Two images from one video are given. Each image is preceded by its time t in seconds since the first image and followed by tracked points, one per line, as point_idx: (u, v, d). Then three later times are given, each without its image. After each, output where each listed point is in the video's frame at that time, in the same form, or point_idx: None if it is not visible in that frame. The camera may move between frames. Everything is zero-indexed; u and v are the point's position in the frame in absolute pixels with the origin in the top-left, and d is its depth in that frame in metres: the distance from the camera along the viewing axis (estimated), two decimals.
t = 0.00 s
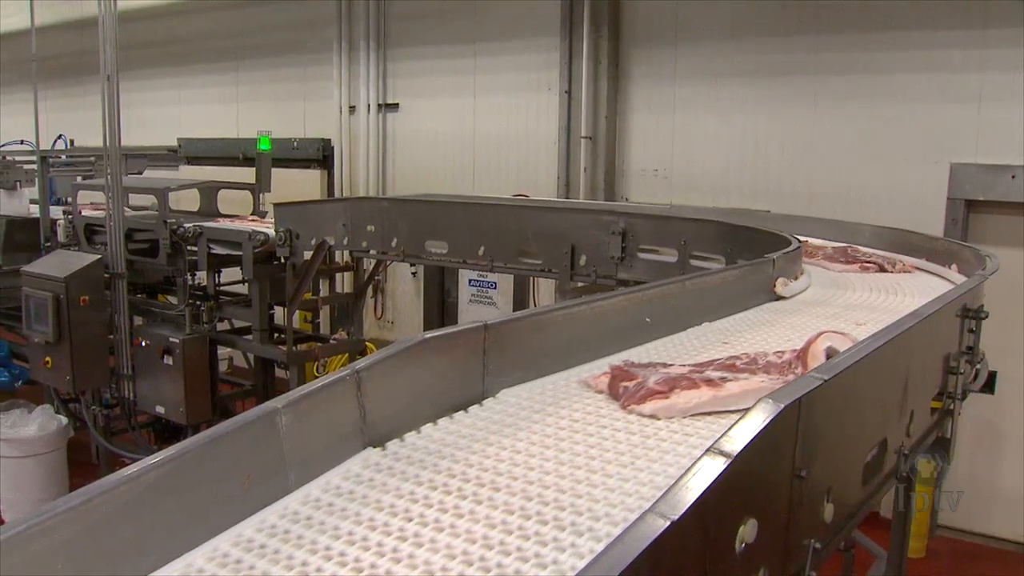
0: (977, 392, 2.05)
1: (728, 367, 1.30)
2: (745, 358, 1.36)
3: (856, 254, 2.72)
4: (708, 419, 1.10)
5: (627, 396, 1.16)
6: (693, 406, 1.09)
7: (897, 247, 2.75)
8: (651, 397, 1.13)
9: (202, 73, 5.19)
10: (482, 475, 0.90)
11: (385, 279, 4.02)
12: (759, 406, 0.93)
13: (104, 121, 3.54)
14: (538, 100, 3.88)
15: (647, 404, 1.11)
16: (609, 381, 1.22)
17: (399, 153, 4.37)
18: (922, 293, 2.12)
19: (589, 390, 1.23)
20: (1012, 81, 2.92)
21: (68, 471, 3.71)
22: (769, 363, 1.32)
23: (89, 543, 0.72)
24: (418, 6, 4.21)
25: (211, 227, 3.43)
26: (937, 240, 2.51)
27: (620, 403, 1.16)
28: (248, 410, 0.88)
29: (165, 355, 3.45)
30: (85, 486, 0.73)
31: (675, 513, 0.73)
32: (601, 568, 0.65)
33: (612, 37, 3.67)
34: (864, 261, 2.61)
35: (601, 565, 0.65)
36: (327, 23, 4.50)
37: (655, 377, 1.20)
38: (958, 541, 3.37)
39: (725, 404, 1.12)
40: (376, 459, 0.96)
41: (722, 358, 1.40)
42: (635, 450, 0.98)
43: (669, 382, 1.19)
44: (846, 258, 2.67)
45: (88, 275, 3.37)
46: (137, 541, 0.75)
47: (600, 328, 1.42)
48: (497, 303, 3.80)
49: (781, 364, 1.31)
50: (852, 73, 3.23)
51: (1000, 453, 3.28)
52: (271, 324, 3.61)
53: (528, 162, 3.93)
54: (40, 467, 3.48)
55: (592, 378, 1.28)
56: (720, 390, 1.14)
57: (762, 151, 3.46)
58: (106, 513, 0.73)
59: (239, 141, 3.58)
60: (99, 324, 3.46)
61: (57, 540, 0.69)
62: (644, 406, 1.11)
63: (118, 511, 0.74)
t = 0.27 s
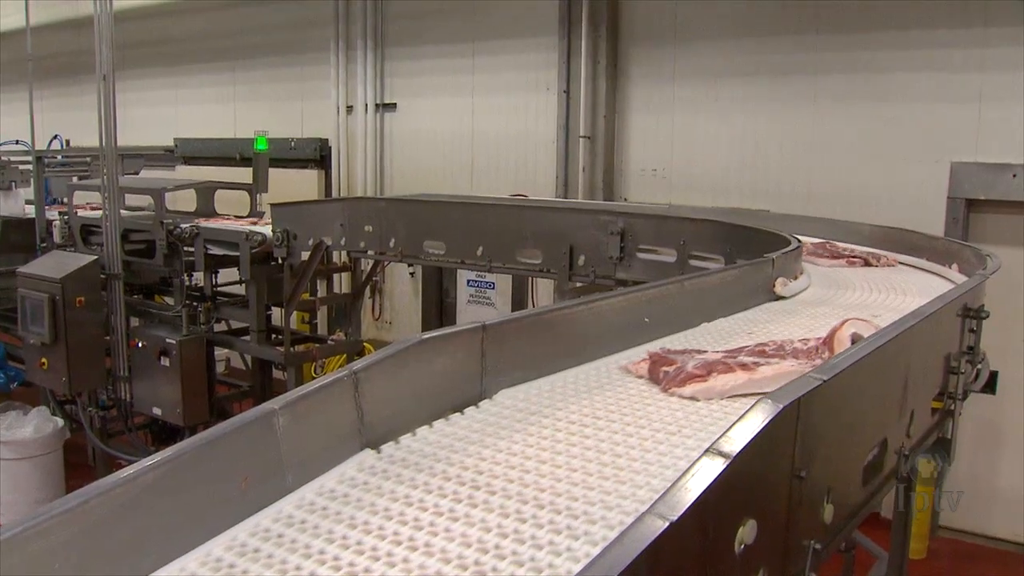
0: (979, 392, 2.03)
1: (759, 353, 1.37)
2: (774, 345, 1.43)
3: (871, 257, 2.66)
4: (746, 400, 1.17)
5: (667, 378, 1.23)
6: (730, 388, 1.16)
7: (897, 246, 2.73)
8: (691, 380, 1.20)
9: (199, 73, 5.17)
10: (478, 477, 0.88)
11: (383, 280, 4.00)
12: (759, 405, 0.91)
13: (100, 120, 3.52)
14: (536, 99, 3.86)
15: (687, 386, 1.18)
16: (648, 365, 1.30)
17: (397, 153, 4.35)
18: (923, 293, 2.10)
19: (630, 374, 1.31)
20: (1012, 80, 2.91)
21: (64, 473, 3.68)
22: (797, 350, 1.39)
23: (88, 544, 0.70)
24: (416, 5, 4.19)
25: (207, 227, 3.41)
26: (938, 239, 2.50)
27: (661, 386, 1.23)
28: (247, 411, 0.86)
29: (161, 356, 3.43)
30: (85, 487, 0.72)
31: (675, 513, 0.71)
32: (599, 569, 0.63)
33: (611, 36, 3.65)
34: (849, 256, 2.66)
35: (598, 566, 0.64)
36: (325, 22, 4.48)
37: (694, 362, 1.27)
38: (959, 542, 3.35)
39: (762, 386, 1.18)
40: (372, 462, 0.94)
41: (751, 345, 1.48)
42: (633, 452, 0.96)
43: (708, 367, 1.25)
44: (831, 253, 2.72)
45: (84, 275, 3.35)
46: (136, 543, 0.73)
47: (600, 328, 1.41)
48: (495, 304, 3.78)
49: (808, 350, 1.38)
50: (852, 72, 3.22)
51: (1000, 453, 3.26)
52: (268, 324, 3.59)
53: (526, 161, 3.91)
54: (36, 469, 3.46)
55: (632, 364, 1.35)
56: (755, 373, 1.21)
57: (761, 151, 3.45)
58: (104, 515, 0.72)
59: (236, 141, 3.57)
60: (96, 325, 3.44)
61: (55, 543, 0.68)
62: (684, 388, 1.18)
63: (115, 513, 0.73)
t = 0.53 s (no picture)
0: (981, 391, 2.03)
1: (788, 338, 1.46)
2: (802, 332, 1.52)
3: (855, 252, 2.74)
4: (779, 381, 1.26)
5: (706, 362, 1.32)
6: (764, 371, 1.25)
7: (900, 246, 2.72)
8: (728, 363, 1.29)
9: (201, 72, 5.17)
10: (478, 477, 0.88)
11: (385, 279, 4.00)
12: (760, 405, 0.91)
13: (102, 119, 3.52)
14: (538, 98, 3.86)
15: (725, 368, 1.27)
16: (687, 350, 1.39)
17: (398, 152, 4.35)
18: (926, 292, 2.10)
19: (669, 359, 1.40)
20: (1015, 79, 2.90)
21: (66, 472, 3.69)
22: (824, 336, 1.47)
23: (90, 543, 0.70)
24: (418, 4, 4.18)
25: (209, 226, 3.41)
26: (940, 238, 2.49)
27: (700, 369, 1.32)
28: (248, 410, 0.86)
29: (163, 354, 3.43)
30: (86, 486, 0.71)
31: (676, 513, 0.71)
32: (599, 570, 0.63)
33: (613, 35, 3.64)
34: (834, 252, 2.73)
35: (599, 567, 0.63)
36: (326, 21, 4.48)
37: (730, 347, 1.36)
38: (961, 542, 3.35)
39: (794, 369, 1.27)
40: (371, 462, 0.94)
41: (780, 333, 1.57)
42: (634, 451, 0.96)
43: (743, 351, 1.34)
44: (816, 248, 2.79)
45: (86, 274, 3.36)
46: (136, 543, 0.73)
47: (601, 327, 1.40)
48: (496, 303, 3.78)
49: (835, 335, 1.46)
50: (854, 71, 3.21)
51: (1002, 453, 3.26)
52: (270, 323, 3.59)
53: (528, 161, 3.91)
54: (38, 468, 3.46)
55: (671, 350, 1.44)
56: (787, 357, 1.29)
57: (763, 150, 3.44)
58: (105, 514, 0.71)
59: (238, 140, 3.57)
60: (98, 324, 3.44)
61: (55, 542, 0.67)
62: (721, 370, 1.27)
63: (118, 512, 0.72)
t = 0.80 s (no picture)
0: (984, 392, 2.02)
1: (814, 327, 1.55)
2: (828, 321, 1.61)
3: (838, 247, 2.83)
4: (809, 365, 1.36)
5: (740, 348, 1.41)
6: (795, 356, 1.34)
7: (902, 245, 2.72)
8: (760, 349, 1.38)
9: (203, 69, 5.17)
10: (478, 477, 0.88)
11: (387, 277, 4.00)
12: (762, 405, 0.91)
13: (105, 116, 3.52)
14: (540, 97, 3.86)
15: (758, 353, 1.37)
16: (720, 337, 1.47)
17: (400, 150, 4.34)
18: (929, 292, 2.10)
19: (704, 345, 1.49)
20: (1018, 78, 2.89)
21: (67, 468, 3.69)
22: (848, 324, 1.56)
23: (91, 541, 0.70)
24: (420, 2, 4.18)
25: (211, 223, 3.40)
26: (943, 238, 2.49)
27: (733, 354, 1.41)
28: (249, 408, 0.86)
29: (165, 352, 3.43)
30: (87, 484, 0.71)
31: (678, 513, 0.71)
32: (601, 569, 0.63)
33: (616, 34, 3.64)
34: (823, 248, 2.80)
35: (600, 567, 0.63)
36: (328, 19, 4.47)
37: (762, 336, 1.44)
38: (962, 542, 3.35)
39: (822, 354, 1.36)
40: (371, 461, 0.93)
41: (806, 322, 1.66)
42: (635, 451, 0.96)
43: (774, 338, 1.43)
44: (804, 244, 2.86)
45: (88, 271, 3.36)
46: (136, 541, 0.73)
47: (602, 326, 1.40)
48: (498, 301, 3.78)
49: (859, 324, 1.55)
50: (856, 71, 3.21)
51: (1004, 453, 3.25)
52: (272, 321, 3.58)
53: (530, 160, 3.90)
54: (39, 465, 3.47)
55: (705, 337, 1.53)
56: (816, 343, 1.39)
57: (765, 150, 3.44)
58: (105, 513, 0.71)
59: (240, 138, 3.56)
60: (100, 321, 3.44)
61: (55, 540, 0.67)
62: (755, 355, 1.37)
63: (118, 510, 0.72)
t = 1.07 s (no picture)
0: (986, 392, 2.01)
1: (837, 317, 1.62)
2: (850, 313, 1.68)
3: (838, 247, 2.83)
4: (836, 354, 1.44)
5: (770, 337, 1.49)
6: (823, 344, 1.43)
7: (904, 246, 2.72)
8: (789, 338, 1.46)
9: (205, 70, 5.17)
10: (478, 479, 0.88)
11: (388, 277, 3.99)
12: (766, 405, 0.90)
13: (106, 116, 3.53)
14: (541, 97, 3.85)
15: (787, 342, 1.45)
16: (750, 327, 1.56)
17: (402, 150, 4.34)
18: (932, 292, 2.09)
19: (733, 335, 1.58)
20: (1020, 79, 2.89)
21: (69, 469, 3.69)
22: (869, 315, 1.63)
23: (93, 541, 0.69)
24: (421, 2, 4.18)
25: (213, 223, 3.40)
26: (944, 239, 2.49)
27: (764, 343, 1.50)
28: (251, 408, 0.85)
29: (166, 351, 3.43)
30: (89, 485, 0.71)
31: (681, 514, 0.71)
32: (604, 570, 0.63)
33: (618, 35, 3.64)
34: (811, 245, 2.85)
35: (604, 567, 0.63)
36: (330, 19, 4.47)
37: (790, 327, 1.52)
38: (964, 542, 3.34)
39: (848, 344, 1.45)
40: (371, 463, 0.93)
41: (828, 315, 1.73)
42: (636, 453, 0.96)
43: (802, 328, 1.52)
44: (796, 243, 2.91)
45: (90, 271, 3.36)
46: (135, 543, 0.72)
47: (605, 327, 1.40)
48: (499, 302, 3.77)
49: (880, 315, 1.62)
50: (858, 71, 3.20)
51: (1006, 453, 3.25)
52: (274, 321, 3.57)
53: (531, 160, 3.90)
54: (41, 465, 3.46)
55: (733, 329, 1.62)
56: (842, 332, 1.47)
57: (767, 150, 3.43)
58: (106, 514, 0.70)
59: (241, 138, 3.56)
60: (102, 321, 3.45)
61: (56, 541, 0.67)
62: (784, 344, 1.45)
63: (120, 510, 0.72)
